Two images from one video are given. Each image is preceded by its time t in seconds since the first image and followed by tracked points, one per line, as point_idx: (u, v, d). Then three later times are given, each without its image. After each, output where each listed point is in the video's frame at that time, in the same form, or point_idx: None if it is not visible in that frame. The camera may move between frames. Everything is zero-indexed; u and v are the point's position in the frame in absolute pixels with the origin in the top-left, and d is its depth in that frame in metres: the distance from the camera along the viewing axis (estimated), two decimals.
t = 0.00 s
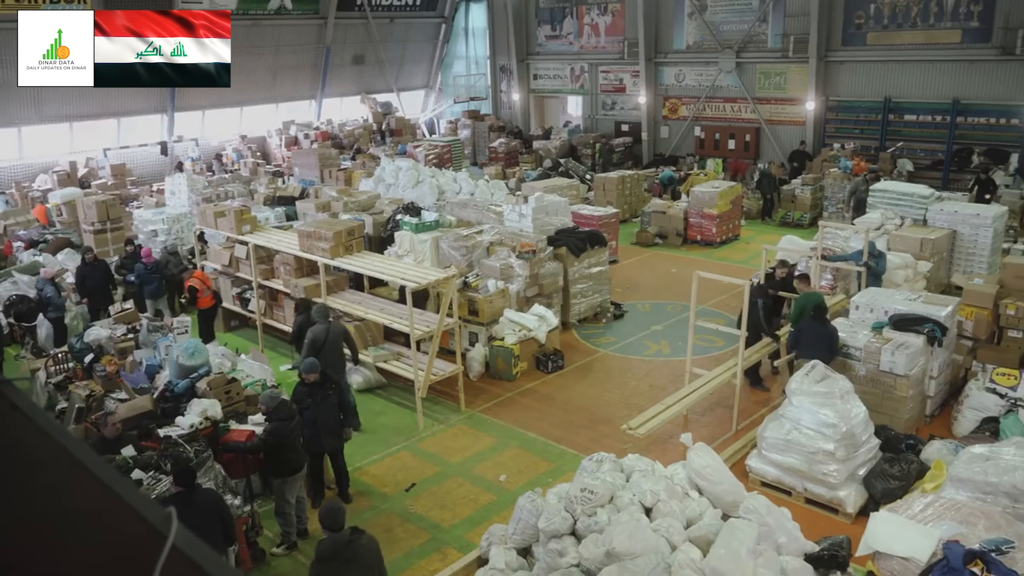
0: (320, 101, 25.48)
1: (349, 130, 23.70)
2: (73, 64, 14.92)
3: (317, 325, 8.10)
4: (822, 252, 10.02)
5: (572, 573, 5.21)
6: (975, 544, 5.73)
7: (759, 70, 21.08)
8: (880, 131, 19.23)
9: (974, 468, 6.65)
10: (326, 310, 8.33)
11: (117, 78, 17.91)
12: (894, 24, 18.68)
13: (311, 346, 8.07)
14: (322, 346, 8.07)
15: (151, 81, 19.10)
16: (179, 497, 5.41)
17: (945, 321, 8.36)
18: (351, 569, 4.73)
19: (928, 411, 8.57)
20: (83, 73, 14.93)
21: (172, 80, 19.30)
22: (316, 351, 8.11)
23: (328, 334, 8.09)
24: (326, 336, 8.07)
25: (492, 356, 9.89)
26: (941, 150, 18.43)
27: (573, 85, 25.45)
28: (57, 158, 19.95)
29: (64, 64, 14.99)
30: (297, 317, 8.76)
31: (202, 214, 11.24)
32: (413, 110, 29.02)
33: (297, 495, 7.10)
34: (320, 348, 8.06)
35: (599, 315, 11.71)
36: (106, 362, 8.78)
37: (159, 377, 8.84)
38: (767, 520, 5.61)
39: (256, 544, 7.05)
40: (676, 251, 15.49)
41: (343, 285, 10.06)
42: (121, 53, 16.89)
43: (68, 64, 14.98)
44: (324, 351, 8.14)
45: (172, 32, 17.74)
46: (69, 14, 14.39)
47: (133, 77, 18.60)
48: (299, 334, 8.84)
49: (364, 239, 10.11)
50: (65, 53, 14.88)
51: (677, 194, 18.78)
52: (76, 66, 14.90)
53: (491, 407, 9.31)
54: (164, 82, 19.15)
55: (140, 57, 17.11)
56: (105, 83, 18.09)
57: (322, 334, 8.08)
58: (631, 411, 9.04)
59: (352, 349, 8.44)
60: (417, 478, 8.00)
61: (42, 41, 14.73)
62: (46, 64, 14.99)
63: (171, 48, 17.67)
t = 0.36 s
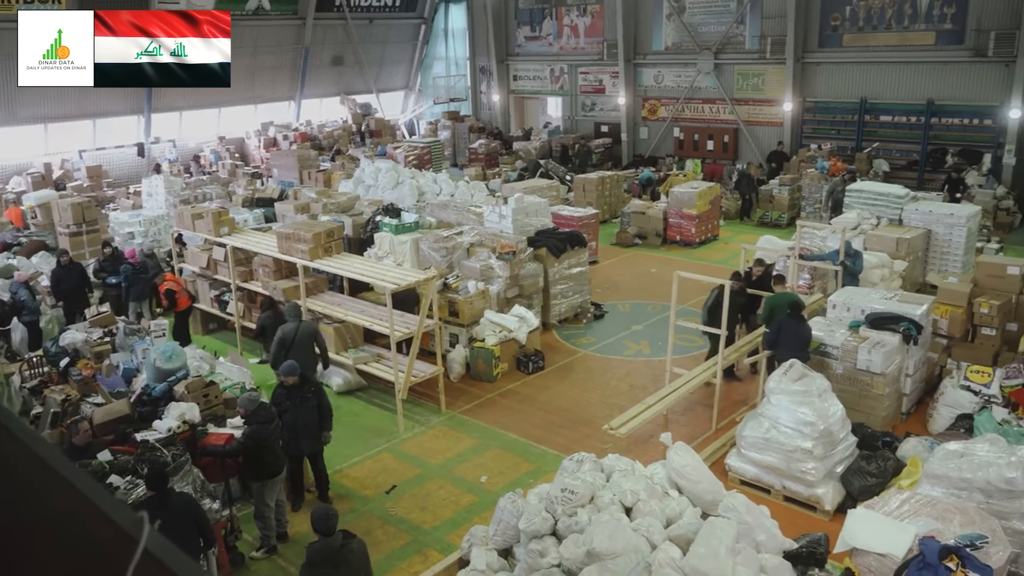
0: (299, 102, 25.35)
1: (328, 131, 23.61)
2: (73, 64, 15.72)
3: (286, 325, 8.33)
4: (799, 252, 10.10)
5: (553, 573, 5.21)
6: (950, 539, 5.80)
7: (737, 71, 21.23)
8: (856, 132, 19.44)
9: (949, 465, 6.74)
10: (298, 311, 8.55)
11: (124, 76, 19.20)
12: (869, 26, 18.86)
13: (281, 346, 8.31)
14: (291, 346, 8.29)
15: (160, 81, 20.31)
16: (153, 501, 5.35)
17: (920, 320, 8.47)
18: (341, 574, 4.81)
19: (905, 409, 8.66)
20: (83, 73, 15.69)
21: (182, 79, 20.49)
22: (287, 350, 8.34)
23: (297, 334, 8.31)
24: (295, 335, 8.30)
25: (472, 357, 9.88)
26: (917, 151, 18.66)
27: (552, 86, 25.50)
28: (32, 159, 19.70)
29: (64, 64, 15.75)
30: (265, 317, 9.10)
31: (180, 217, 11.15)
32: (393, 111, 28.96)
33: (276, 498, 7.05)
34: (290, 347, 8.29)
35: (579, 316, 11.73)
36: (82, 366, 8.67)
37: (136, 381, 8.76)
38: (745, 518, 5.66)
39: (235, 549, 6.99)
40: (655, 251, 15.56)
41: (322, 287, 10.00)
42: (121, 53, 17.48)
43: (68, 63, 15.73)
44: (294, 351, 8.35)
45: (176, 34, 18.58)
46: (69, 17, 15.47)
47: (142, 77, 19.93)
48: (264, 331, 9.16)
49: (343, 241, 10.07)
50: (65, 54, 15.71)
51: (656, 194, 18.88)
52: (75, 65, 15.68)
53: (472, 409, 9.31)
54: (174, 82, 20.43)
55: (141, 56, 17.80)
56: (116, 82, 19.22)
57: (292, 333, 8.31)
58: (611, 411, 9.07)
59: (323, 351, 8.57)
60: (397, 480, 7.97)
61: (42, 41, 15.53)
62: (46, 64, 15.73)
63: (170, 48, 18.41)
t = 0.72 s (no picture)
0: (275, 104, 25.20)
1: (305, 133, 23.51)
2: (73, 64, 15.22)
3: (268, 323, 8.31)
4: (775, 251, 10.19)
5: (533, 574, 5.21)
6: (925, 533, 5.87)
7: (713, 72, 21.38)
8: (830, 132, 19.69)
9: (923, 460, 6.84)
10: (278, 309, 8.56)
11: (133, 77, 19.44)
12: (842, 27, 19.08)
13: (261, 344, 8.29)
14: (272, 344, 8.30)
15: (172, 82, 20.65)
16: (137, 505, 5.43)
17: (894, 317, 8.57)
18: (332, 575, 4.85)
19: (880, 406, 8.76)
20: (82, 73, 15.09)
21: (191, 79, 20.42)
22: (266, 348, 8.32)
23: (280, 332, 8.34)
24: (278, 334, 8.32)
25: (452, 359, 9.87)
26: (890, 151, 18.92)
27: (530, 87, 25.54)
28: (4, 163, 19.42)
29: (63, 64, 15.24)
30: (231, 313, 9.04)
31: (155, 220, 11.04)
32: (370, 113, 28.88)
33: (255, 503, 7.00)
34: (271, 345, 8.29)
35: (558, 317, 11.75)
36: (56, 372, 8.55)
37: (111, 387, 8.65)
38: (724, 515, 5.69)
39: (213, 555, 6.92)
40: (633, 251, 15.64)
41: (300, 290, 9.92)
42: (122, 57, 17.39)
43: (68, 64, 15.23)
44: (273, 350, 8.35)
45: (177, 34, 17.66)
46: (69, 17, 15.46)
47: (152, 77, 20.26)
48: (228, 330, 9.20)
49: (321, 243, 10.01)
50: (65, 54, 15.40)
51: (633, 195, 18.97)
52: (75, 65, 15.16)
53: (451, 410, 9.29)
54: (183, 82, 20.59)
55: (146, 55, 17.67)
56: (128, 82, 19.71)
57: (274, 332, 8.32)
58: (591, 411, 9.09)
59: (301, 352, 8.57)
60: (377, 483, 7.94)
61: (43, 41, 15.29)
62: (46, 65, 15.20)
63: (172, 48, 17.73)
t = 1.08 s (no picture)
0: (253, 107, 25.05)
1: (283, 136, 23.41)
2: (73, 63, 14.25)
3: (250, 322, 8.31)
4: (753, 251, 10.28)
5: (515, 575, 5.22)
6: (902, 529, 5.94)
7: (690, 74, 21.52)
8: (807, 133, 19.89)
9: (900, 457, 6.92)
10: (258, 309, 8.55)
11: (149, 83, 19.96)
12: (818, 29, 19.27)
13: (243, 343, 8.27)
14: (254, 343, 8.29)
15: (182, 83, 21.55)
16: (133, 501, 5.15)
17: (871, 316, 8.66)
18: None
19: (857, 403, 8.85)
20: (82, 72, 14.16)
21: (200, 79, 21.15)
22: (248, 348, 8.30)
23: (262, 332, 8.32)
24: (260, 333, 8.30)
25: (432, 361, 9.85)
26: (865, 151, 19.14)
27: (509, 89, 25.57)
28: None
29: (63, 63, 14.37)
30: (196, 314, 9.23)
31: (131, 224, 10.93)
32: (348, 115, 28.76)
33: (234, 508, 6.97)
34: (253, 344, 8.27)
35: (539, 318, 11.78)
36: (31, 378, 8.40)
37: (88, 393, 8.51)
38: (704, 514, 5.74)
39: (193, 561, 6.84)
40: (613, 252, 15.69)
41: (279, 293, 9.84)
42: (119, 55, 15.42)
43: (67, 63, 14.32)
44: (255, 350, 8.33)
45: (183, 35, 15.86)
46: (70, 16, 14.56)
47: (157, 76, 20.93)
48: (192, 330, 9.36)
49: (300, 246, 9.96)
50: (64, 54, 14.49)
51: (613, 196, 19.04)
52: (75, 65, 14.18)
53: (432, 413, 9.27)
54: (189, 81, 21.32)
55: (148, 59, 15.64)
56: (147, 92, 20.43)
57: (256, 331, 8.31)
58: (572, 413, 9.11)
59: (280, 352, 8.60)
60: (358, 487, 7.91)
61: (43, 41, 14.49)
62: (46, 63, 14.41)
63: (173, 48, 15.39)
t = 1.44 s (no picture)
0: (223, 109, 24.83)
1: (254, 138, 23.24)
2: (73, 64, 14.24)
3: (211, 326, 8.31)
4: (724, 251, 10.38)
5: None
6: (873, 523, 6.02)
7: (662, 75, 21.65)
8: (777, 133, 20.11)
9: (870, 452, 7.02)
10: (217, 312, 8.54)
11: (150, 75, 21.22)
12: (787, 30, 19.49)
13: (204, 347, 8.29)
14: (216, 347, 8.31)
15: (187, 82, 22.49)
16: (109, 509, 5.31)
17: (841, 313, 8.78)
18: None
19: (829, 399, 8.95)
20: (83, 73, 14.16)
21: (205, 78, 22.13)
22: (210, 351, 8.33)
23: (222, 336, 8.33)
24: (221, 337, 8.32)
25: (407, 364, 9.83)
26: (834, 150, 19.38)
27: (481, 91, 25.57)
28: None
29: (64, 64, 14.32)
30: (149, 314, 9.40)
31: (99, 229, 10.79)
32: (321, 117, 28.57)
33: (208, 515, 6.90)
34: (215, 348, 8.30)
35: (513, 319, 11.79)
36: None
37: (56, 401, 8.41)
38: (679, 512, 5.78)
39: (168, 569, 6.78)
40: (587, 253, 15.74)
41: (251, 298, 9.77)
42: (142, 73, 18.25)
43: (70, 64, 14.27)
44: (217, 352, 8.36)
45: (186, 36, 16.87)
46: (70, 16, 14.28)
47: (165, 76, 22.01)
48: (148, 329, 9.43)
49: (272, 250, 9.87)
50: (64, 54, 14.34)
51: (586, 197, 19.10)
52: (76, 65, 14.16)
53: (407, 416, 9.25)
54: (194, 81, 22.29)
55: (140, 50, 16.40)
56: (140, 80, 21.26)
57: (217, 335, 8.31)
58: (547, 413, 9.13)
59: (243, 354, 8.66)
60: (333, 491, 7.86)
61: (43, 41, 14.35)
62: (47, 64, 14.48)
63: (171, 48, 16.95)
